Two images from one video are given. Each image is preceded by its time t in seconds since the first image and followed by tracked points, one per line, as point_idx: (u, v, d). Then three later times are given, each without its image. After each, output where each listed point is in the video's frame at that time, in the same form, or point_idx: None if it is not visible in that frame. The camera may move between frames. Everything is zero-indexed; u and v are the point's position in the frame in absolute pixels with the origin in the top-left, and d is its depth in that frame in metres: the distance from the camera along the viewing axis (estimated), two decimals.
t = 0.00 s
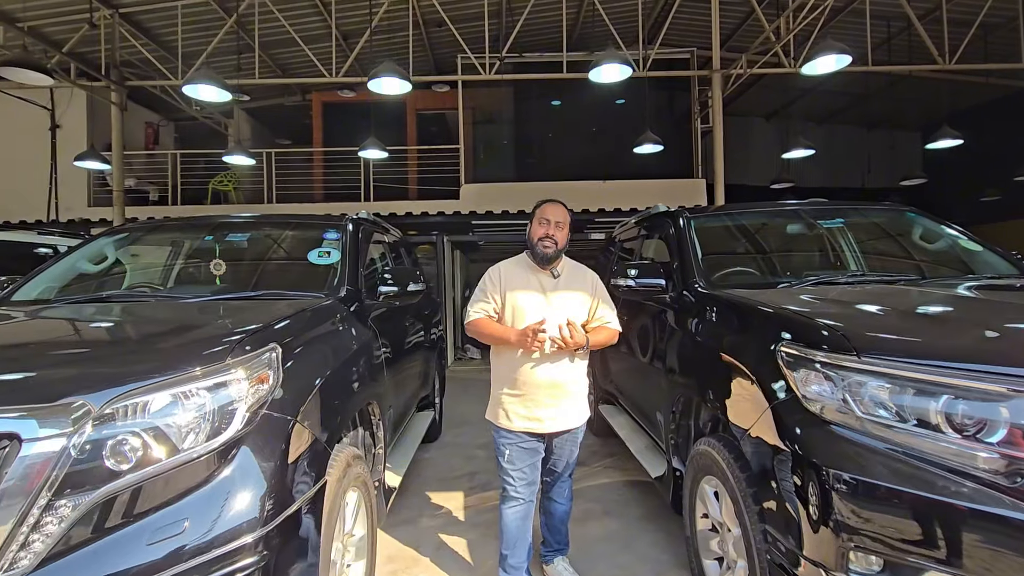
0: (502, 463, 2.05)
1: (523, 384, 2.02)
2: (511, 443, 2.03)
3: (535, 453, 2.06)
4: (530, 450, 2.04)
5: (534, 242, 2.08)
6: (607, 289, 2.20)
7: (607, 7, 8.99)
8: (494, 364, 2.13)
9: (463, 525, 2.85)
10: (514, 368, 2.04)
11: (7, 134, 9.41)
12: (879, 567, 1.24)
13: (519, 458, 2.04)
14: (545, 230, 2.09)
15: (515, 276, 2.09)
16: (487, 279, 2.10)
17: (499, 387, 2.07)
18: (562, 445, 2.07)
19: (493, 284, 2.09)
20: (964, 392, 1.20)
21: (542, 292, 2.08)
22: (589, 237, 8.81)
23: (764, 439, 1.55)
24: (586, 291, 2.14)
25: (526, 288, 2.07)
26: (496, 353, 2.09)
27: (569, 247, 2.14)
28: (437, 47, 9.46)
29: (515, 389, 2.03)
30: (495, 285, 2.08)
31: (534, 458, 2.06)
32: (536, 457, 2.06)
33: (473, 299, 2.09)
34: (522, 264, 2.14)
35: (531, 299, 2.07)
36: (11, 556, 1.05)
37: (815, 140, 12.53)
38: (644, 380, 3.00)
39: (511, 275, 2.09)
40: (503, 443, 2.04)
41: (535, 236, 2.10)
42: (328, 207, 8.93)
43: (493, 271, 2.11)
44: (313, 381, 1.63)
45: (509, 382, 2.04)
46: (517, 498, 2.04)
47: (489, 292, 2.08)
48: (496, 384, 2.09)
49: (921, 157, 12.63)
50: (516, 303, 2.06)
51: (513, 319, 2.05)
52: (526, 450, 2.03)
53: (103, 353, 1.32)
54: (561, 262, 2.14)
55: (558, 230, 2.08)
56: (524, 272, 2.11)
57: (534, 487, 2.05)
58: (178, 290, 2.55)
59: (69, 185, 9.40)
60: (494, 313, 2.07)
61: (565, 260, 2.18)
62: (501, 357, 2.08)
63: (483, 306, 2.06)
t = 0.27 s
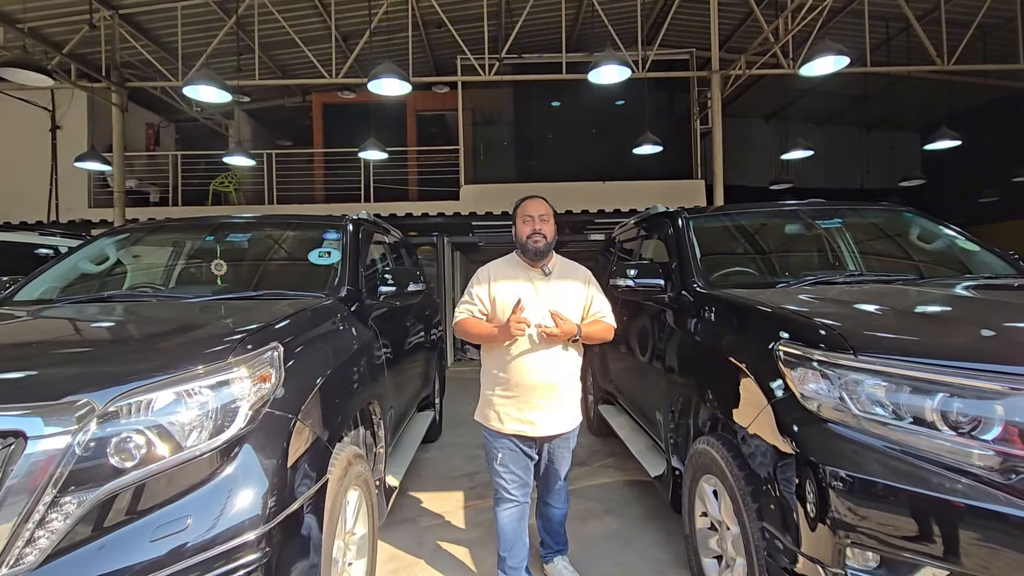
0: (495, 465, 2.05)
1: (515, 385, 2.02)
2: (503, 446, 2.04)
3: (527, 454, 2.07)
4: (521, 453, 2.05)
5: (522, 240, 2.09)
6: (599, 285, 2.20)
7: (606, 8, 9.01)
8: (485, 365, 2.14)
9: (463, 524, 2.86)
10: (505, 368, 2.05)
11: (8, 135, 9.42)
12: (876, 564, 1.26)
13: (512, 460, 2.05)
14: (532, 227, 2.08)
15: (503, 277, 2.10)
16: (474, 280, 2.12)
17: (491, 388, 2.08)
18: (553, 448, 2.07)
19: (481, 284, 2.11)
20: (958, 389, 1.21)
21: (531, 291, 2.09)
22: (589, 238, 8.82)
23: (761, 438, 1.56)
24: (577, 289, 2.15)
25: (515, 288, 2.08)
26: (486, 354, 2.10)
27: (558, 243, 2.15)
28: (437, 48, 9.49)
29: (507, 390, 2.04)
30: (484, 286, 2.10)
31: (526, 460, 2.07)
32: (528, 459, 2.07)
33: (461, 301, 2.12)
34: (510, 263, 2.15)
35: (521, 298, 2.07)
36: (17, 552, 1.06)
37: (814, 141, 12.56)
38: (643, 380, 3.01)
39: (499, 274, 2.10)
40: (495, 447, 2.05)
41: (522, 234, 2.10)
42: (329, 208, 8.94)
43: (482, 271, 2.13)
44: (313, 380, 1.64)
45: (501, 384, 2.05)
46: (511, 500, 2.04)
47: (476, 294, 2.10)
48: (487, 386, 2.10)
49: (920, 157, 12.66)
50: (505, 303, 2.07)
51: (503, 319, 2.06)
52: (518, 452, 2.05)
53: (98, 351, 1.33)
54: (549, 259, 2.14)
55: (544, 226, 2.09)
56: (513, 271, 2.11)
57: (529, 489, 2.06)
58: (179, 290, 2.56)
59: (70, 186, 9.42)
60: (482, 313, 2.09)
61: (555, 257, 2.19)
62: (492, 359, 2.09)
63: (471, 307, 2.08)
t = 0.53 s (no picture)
0: (497, 467, 2.11)
1: (513, 388, 2.07)
2: (503, 449, 2.09)
3: (528, 454, 2.13)
4: (521, 454, 2.11)
5: (514, 244, 2.12)
6: (592, 286, 2.25)
7: (605, 11, 9.09)
8: (483, 369, 2.18)
9: (468, 523, 2.91)
10: (503, 372, 2.09)
11: (8, 137, 9.44)
12: (873, 555, 1.32)
13: (512, 462, 2.10)
14: (522, 231, 2.12)
15: (498, 282, 2.14)
16: (469, 287, 2.15)
17: (490, 392, 2.12)
18: (552, 450, 2.12)
19: (476, 291, 2.13)
20: (949, 388, 1.28)
21: (526, 294, 2.13)
22: (587, 240, 8.90)
23: (762, 436, 1.63)
24: (571, 290, 2.20)
25: (510, 292, 2.12)
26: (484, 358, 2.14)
27: (549, 243, 2.19)
28: (437, 51, 9.55)
29: (506, 392, 2.08)
30: (479, 291, 2.13)
31: (527, 462, 2.12)
32: (527, 459, 2.13)
33: (457, 308, 2.15)
34: (504, 268, 2.19)
35: (516, 302, 2.11)
36: (57, 544, 1.11)
37: (810, 144, 12.67)
38: (644, 380, 3.07)
39: (494, 279, 2.13)
40: (496, 449, 2.11)
41: (512, 239, 2.14)
42: (329, 210, 9.00)
43: (477, 276, 2.17)
44: (328, 381, 1.69)
45: (500, 386, 2.09)
46: (512, 501, 2.10)
47: (472, 300, 2.12)
48: (486, 389, 2.14)
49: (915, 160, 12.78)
50: (500, 307, 2.11)
51: (499, 323, 2.10)
52: (518, 454, 2.10)
53: (126, 352, 1.39)
54: (542, 261, 2.18)
55: (533, 228, 2.13)
56: (507, 275, 2.15)
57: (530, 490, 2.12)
58: (191, 292, 2.61)
59: (70, 188, 9.44)
60: (478, 318, 2.12)
61: (547, 257, 2.23)
62: (490, 362, 2.13)
63: (468, 314, 2.11)
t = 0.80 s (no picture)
0: (505, 464, 2.17)
1: (517, 387, 2.13)
2: (510, 447, 2.15)
3: (536, 451, 2.19)
4: (529, 452, 2.17)
5: (514, 248, 2.19)
6: (593, 286, 2.29)
7: (604, 15, 9.19)
8: (489, 370, 2.25)
9: (475, 518, 2.99)
10: (507, 372, 2.15)
11: (10, 137, 9.47)
12: (869, 539, 1.41)
13: (519, 460, 2.16)
14: (520, 235, 2.18)
15: (500, 286, 2.20)
16: (472, 291, 2.22)
17: (496, 392, 2.18)
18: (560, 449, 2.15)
19: (479, 294, 2.22)
20: (941, 384, 1.37)
21: (528, 296, 2.19)
22: (587, 241, 9.01)
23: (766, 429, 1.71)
24: (573, 291, 2.24)
25: (511, 295, 2.19)
26: (489, 360, 2.21)
27: (548, 246, 2.24)
28: (437, 53, 9.63)
29: (511, 392, 2.14)
30: (481, 295, 2.21)
31: (534, 459, 2.18)
32: (535, 456, 2.19)
33: (461, 311, 2.22)
34: (506, 272, 2.25)
35: (518, 304, 2.17)
36: (111, 528, 1.19)
37: (806, 148, 12.82)
38: (647, 379, 3.16)
39: (495, 283, 2.20)
40: (503, 448, 2.17)
41: (511, 243, 2.20)
42: (331, 211, 9.07)
43: (479, 281, 2.24)
44: (351, 378, 1.76)
45: (505, 386, 2.15)
46: (520, 497, 2.16)
47: (475, 304, 2.20)
48: (492, 390, 2.21)
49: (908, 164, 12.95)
50: (503, 309, 2.17)
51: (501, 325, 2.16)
52: (525, 452, 2.16)
53: (164, 350, 1.46)
54: (543, 263, 2.23)
55: (531, 231, 2.18)
56: (509, 279, 2.21)
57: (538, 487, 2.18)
58: (209, 292, 2.68)
59: (72, 189, 9.48)
60: (480, 321, 2.19)
61: (548, 260, 2.28)
62: (496, 364, 2.19)
63: (471, 315, 2.17)
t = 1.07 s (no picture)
0: (516, 458, 2.25)
1: (528, 383, 2.20)
2: (523, 440, 2.24)
3: (547, 445, 2.27)
4: (540, 446, 2.25)
5: (523, 248, 2.27)
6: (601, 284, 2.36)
7: (605, 19, 9.31)
8: (501, 367, 2.33)
9: (484, 511, 3.08)
10: (518, 368, 2.23)
11: (14, 138, 9.52)
12: (867, 521, 1.50)
13: (531, 454, 2.24)
14: (529, 236, 2.27)
15: (511, 285, 2.28)
16: (482, 291, 2.29)
17: (508, 388, 2.26)
18: (570, 443, 2.23)
19: (489, 294, 2.28)
20: (933, 376, 1.47)
21: (538, 295, 2.26)
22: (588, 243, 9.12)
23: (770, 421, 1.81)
24: (581, 289, 2.31)
25: (521, 293, 2.26)
26: (501, 356, 2.29)
27: (557, 245, 2.32)
28: (440, 56, 9.74)
29: (522, 388, 2.22)
30: (492, 294, 2.27)
31: (544, 453, 2.27)
32: (546, 450, 2.27)
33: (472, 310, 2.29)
34: (516, 271, 2.34)
35: (528, 303, 2.25)
36: (165, 507, 1.28)
37: (803, 151, 12.97)
38: (650, 376, 3.26)
39: (506, 282, 2.28)
40: (515, 442, 2.25)
41: (521, 243, 2.29)
42: (335, 212, 9.16)
43: (490, 280, 2.31)
44: (376, 372, 1.85)
45: (516, 382, 2.23)
46: (532, 489, 2.24)
47: (486, 303, 2.27)
48: (504, 386, 2.29)
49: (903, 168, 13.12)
50: (513, 307, 2.24)
51: (511, 322, 2.24)
52: (537, 446, 2.24)
53: (204, 344, 1.54)
54: (552, 263, 2.32)
55: (540, 232, 2.27)
56: (519, 278, 2.30)
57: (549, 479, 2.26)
58: (229, 291, 2.76)
59: (75, 189, 9.53)
60: (492, 319, 2.26)
61: (557, 259, 2.36)
62: (508, 360, 2.27)
63: (482, 314, 2.24)
